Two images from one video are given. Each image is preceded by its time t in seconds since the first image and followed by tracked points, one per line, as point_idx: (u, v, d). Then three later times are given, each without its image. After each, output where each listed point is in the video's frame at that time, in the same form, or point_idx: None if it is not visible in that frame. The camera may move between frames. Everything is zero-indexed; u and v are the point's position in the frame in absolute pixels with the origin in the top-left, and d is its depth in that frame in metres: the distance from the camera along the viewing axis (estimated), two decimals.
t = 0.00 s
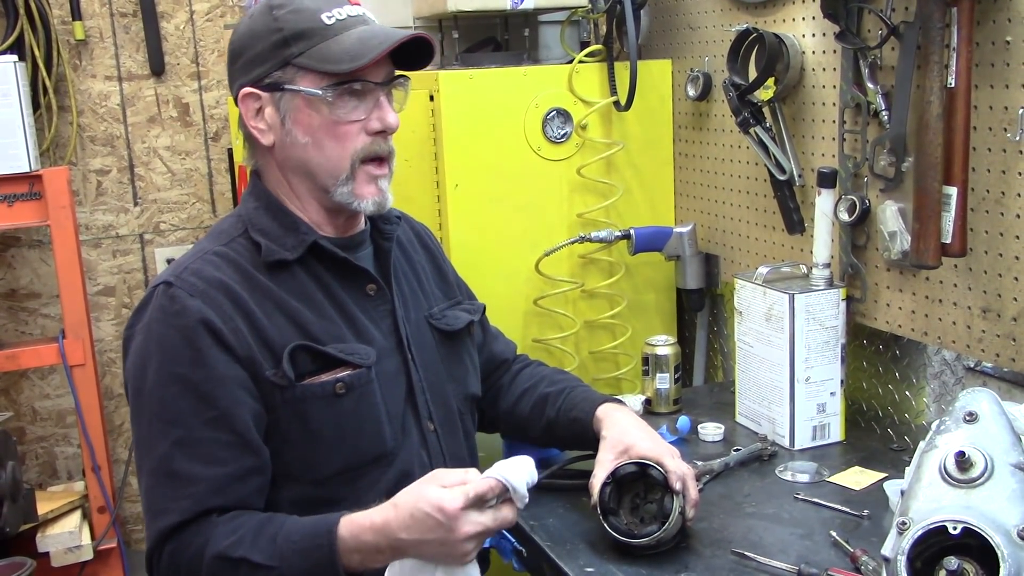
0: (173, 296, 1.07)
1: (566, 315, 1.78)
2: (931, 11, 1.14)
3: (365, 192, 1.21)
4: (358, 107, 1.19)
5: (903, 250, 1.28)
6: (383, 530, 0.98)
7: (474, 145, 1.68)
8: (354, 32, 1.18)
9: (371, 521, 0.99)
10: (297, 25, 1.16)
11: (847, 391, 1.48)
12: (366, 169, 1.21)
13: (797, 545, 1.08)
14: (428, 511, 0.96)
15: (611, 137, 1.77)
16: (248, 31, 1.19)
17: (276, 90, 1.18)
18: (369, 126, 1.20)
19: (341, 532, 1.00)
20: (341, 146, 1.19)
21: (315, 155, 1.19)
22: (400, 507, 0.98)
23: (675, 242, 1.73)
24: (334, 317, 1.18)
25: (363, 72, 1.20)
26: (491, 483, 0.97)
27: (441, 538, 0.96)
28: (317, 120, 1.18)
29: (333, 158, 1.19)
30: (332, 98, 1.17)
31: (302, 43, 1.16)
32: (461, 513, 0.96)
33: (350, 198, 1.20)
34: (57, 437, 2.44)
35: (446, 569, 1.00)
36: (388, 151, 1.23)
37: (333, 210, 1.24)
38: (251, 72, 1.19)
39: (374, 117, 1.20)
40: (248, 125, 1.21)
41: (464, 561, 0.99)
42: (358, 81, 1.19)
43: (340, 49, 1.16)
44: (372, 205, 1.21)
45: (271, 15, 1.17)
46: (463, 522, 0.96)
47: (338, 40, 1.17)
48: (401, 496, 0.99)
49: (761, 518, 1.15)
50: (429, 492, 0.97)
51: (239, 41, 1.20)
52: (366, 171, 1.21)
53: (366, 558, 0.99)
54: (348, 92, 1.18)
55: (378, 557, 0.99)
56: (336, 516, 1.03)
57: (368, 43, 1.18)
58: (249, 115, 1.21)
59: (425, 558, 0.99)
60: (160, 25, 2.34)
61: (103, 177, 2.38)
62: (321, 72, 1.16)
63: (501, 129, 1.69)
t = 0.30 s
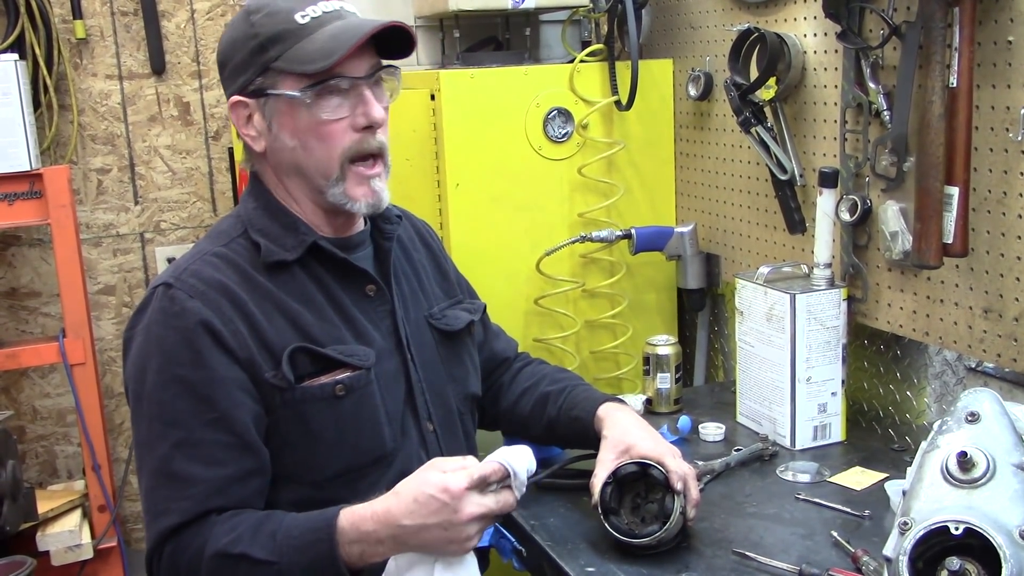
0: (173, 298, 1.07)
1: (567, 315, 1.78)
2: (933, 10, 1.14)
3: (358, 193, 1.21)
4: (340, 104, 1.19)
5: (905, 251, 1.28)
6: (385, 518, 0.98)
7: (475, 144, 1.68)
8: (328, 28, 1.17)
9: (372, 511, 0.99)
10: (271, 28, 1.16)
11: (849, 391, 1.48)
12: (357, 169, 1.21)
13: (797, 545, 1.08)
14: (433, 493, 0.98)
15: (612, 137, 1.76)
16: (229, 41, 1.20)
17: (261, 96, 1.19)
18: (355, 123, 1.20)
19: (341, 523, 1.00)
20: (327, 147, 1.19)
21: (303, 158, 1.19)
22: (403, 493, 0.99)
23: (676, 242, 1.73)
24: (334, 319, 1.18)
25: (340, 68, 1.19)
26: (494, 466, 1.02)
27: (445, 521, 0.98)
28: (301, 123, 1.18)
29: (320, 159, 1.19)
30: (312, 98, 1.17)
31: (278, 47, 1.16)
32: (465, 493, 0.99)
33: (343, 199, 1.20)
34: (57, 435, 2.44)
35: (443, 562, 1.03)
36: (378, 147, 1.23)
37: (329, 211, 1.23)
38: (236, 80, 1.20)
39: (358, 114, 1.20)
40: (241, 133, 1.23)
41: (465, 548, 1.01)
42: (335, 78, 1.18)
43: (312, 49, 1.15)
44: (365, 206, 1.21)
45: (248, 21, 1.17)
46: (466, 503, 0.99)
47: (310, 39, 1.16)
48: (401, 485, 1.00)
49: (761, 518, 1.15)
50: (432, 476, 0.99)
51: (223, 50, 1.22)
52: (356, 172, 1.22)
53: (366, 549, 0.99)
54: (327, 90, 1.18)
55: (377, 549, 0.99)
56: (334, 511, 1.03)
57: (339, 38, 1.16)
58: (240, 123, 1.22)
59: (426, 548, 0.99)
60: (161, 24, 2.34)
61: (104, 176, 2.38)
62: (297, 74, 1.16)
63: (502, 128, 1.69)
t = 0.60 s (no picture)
0: (173, 295, 1.07)
1: (568, 313, 1.78)
2: (937, 9, 1.14)
3: (346, 188, 1.20)
4: (325, 107, 1.19)
5: (906, 249, 1.28)
6: (388, 514, 0.98)
7: (476, 143, 1.68)
8: (311, 31, 1.16)
9: (375, 507, 0.99)
10: (257, 31, 1.16)
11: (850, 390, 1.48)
12: (342, 169, 1.21)
13: (798, 544, 1.08)
14: (437, 489, 0.98)
15: (613, 135, 1.76)
16: (221, 41, 1.21)
17: (249, 98, 1.19)
18: (340, 126, 1.19)
19: (342, 520, 1.00)
20: (312, 148, 1.19)
21: (289, 159, 1.19)
22: (406, 489, 0.99)
23: (676, 241, 1.73)
24: (334, 317, 1.18)
25: (324, 70, 1.18)
26: (497, 462, 1.02)
27: (449, 516, 0.98)
28: (286, 125, 1.18)
29: (305, 160, 1.19)
30: (295, 102, 1.17)
31: (263, 49, 1.16)
32: (468, 489, 0.99)
33: (330, 198, 1.19)
34: (57, 433, 2.43)
35: (447, 560, 1.03)
36: (365, 148, 1.22)
37: (322, 208, 1.23)
38: (226, 83, 1.21)
39: (343, 116, 1.19)
40: (235, 134, 1.24)
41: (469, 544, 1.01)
42: (318, 81, 1.17)
43: (294, 52, 1.15)
44: (353, 201, 1.20)
45: (237, 23, 1.18)
46: (470, 499, 0.99)
47: (293, 42, 1.15)
48: (404, 481, 1.00)
49: (763, 517, 1.15)
50: (436, 472, 0.99)
51: (215, 52, 1.22)
52: (343, 168, 1.21)
53: (369, 546, 0.99)
54: (311, 93, 1.18)
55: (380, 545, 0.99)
56: (337, 507, 1.03)
57: (319, 43, 1.15)
58: (233, 124, 1.23)
59: (429, 543, 1.00)
60: (161, 22, 2.34)
61: (105, 173, 2.37)
62: (280, 78, 1.16)
63: (503, 126, 1.68)
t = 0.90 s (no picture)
0: (173, 292, 1.07)
1: (568, 312, 1.78)
2: (937, 7, 1.14)
3: (348, 188, 1.20)
4: (328, 107, 1.19)
5: (906, 248, 1.28)
6: (382, 504, 0.98)
7: (476, 141, 1.68)
8: (314, 30, 1.16)
9: (367, 498, 0.99)
10: (259, 30, 1.16)
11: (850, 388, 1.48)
12: (344, 168, 1.21)
13: (799, 542, 1.08)
14: (430, 477, 0.98)
15: (614, 134, 1.76)
16: (223, 39, 1.21)
17: (252, 96, 1.19)
18: (341, 126, 1.19)
19: (336, 511, 1.00)
20: (314, 148, 1.19)
21: (291, 157, 1.20)
22: (399, 479, 0.99)
23: (676, 240, 1.73)
24: (333, 317, 1.18)
25: (327, 70, 1.18)
26: (493, 452, 1.02)
27: (443, 505, 0.98)
28: (288, 123, 1.18)
29: (307, 159, 1.19)
30: (297, 101, 1.17)
31: (265, 48, 1.16)
32: (462, 476, 0.99)
33: (331, 198, 1.19)
34: (57, 432, 2.44)
35: (441, 551, 1.03)
36: (366, 148, 1.23)
37: (323, 208, 1.24)
38: (229, 80, 1.21)
39: (345, 116, 1.19)
40: (236, 131, 1.24)
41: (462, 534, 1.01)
42: (321, 80, 1.18)
43: (296, 52, 1.15)
44: (354, 202, 1.20)
45: (240, 22, 1.18)
46: (464, 487, 0.99)
47: (296, 42, 1.15)
48: (397, 472, 1.01)
49: (763, 515, 1.15)
50: (429, 461, 1.00)
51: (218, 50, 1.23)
52: (344, 169, 1.21)
53: (362, 538, 0.99)
54: (313, 92, 1.18)
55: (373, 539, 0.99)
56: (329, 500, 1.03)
57: (322, 43, 1.15)
58: (234, 121, 1.23)
59: (423, 534, 1.00)
60: (162, 21, 2.34)
61: (105, 172, 2.37)
62: (282, 76, 1.16)
63: (504, 125, 1.69)
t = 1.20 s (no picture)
0: (174, 301, 1.07)
1: (567, 309, 1.78)
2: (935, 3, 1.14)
3: (354, 187, 1.20)
4: (342, 102, 1.19)
5: (905, 244, 1.28)
6: (387, 522, 0.98)
7: (475, 140, 1.67)
8: (336, 25, 1.17)
9: (373, 515, 0.99)
10: (279, 22, 1.16)
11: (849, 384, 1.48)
12: (354, 166, 1.21)
13: (799, 539, 1.08)
14: (435, 498, 0.98)
15: (612, 132, 1.76)
16: (237, 32, 1.20)
17: (263, 89, 1.18)
18: (355, 122, 1.19)
19: (341, 527, 1.00)
20: (327, 143, 1.19)
21: (302, 152, 1.19)
22: (404, 499, 0.99)
23: (676, 237, 1.73)
24: (333, 324, 1.18)
25: (345, 65, 1.19)
26: (497, 470, 1.00)
27: (448, 524, 0.98)
28: (302, 117, 1.18)
29: (319, 154, 1.19)
30: (313, 93, 1.17)
31: (284, 39, 1.16)
32: (467, 497, 0.98)
33: (339, 194, 1.19)
34: (58, 432, 2.44)
35: (447, 564, 1.03)
36: (377, 147, 1.23)
37: (327, 207, 1.23)
38: (240, 72, 1.20)
39: (360, 112, 1.20)
40: (242, 126, 1.22)
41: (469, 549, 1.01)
42: (338, 74, 1.18)
43: (317, 43, 1.15)
44: (361, 201, 1.20)
45: (257, 14, 1.18)
46: (469, 506, 0.99)
47: (316, 34, 1.16)
48: (402, 489, 1.00)
49: (763, 512, 1.15)
50: (433, 480, 0.99)
51: (229, 43, 1.22)
52: (354, 167, 1.21)
53: (368, 553, 0.99)
54: (329, 86, 1.18)
55: (378, 554, 0.99)
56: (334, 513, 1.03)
57: (344, 36, 1.16)
58: (241, 116, 1.22)
59: (430, 550, 1.00)
60: (160, 21, 2.34)
61: (104, 173, 2.37)
62: (301, 66, 1.16)
63: (502, 123, 1.68)
